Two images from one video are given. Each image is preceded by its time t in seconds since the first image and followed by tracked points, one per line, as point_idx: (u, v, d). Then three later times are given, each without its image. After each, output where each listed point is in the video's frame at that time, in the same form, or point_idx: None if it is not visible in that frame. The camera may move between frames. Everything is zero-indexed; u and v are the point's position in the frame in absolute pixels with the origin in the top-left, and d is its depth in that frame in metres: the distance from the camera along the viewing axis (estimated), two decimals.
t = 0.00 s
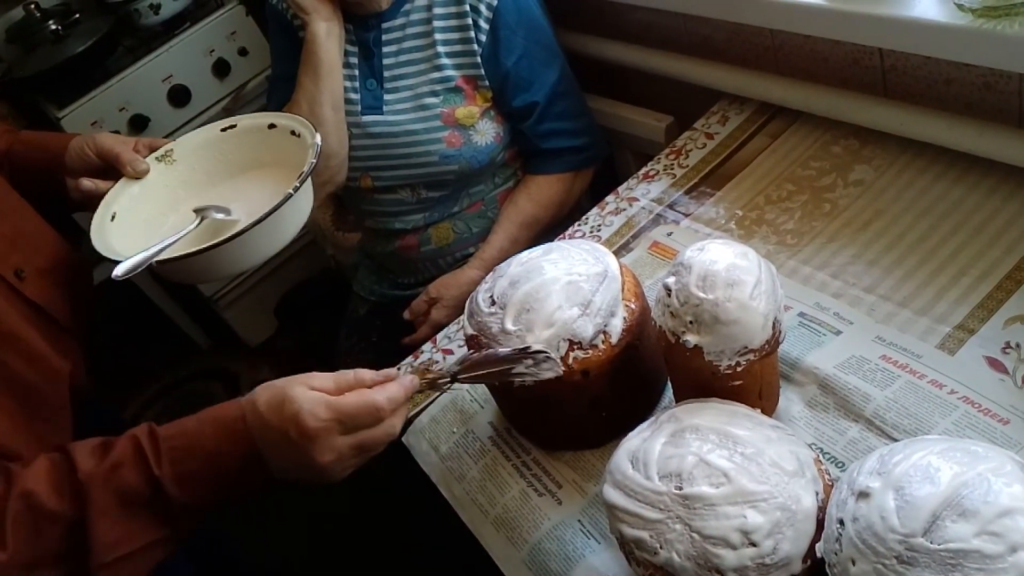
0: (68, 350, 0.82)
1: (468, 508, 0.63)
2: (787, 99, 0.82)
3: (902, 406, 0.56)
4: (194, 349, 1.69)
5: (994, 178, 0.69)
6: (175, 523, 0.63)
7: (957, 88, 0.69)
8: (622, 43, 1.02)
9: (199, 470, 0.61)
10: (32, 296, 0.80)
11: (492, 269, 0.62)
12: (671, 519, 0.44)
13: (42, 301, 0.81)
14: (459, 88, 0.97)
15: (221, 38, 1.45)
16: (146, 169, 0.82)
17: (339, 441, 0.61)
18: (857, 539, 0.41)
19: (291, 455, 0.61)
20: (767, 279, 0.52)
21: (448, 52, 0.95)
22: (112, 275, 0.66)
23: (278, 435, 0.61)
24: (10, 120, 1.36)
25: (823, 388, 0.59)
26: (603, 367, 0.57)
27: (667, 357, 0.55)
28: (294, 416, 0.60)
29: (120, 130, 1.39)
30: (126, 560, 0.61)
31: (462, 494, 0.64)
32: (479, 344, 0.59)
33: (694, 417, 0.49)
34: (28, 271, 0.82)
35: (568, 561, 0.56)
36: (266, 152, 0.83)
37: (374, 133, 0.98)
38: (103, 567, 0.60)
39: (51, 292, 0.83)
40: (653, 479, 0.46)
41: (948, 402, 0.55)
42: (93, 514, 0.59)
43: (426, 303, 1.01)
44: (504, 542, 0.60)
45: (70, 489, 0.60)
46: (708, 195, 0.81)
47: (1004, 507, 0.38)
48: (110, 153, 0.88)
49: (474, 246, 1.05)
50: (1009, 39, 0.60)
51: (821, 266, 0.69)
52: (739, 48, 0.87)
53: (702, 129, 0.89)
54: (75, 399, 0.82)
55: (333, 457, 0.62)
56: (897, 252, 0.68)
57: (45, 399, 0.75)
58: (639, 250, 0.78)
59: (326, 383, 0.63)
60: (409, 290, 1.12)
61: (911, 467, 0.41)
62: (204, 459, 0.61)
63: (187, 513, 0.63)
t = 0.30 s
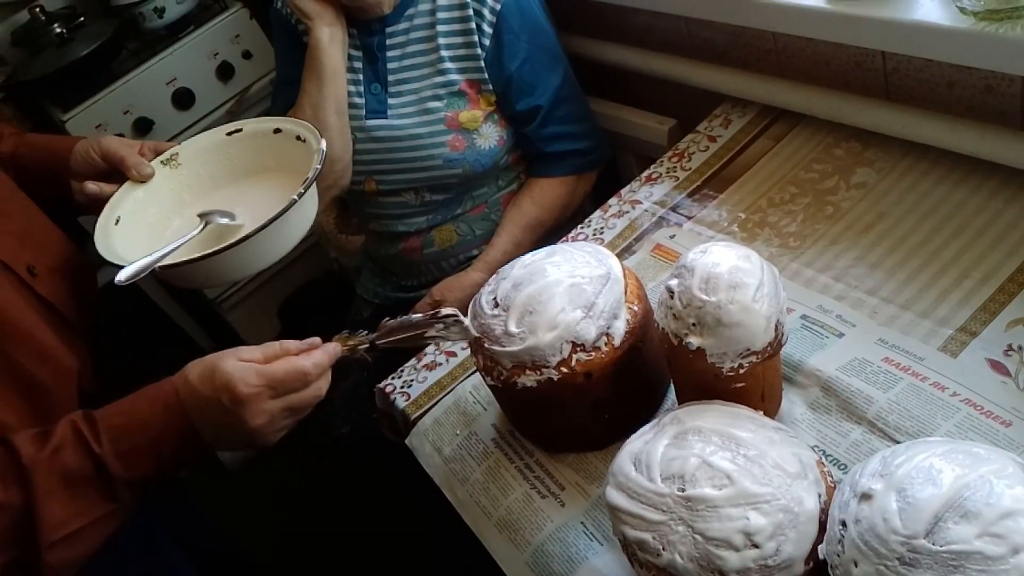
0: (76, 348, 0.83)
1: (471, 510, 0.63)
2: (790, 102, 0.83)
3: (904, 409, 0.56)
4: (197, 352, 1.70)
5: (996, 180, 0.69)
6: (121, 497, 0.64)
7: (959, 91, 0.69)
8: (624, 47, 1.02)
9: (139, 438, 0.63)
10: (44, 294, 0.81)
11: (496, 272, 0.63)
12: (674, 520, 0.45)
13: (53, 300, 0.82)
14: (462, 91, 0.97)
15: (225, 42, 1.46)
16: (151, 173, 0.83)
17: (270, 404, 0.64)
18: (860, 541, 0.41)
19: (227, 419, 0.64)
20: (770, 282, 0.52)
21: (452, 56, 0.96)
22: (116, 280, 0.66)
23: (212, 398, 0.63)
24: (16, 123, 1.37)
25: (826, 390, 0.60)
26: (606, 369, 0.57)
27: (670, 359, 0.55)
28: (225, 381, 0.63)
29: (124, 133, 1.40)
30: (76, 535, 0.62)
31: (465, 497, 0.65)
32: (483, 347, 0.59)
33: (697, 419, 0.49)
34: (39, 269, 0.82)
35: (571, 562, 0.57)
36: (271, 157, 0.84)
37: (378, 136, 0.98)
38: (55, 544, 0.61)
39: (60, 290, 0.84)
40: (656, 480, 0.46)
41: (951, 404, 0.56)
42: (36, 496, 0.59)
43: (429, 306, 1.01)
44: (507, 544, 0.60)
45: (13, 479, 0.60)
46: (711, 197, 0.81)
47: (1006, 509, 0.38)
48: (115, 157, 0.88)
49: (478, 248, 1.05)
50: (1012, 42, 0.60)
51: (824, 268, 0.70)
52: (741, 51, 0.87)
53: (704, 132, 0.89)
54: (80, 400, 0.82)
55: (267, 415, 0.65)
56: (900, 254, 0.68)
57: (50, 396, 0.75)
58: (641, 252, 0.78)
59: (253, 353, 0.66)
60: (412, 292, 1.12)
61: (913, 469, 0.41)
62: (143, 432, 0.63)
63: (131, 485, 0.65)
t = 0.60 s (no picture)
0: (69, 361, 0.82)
1: (469, 513, 0.63)
2: (787, 105, 0.83)
3: (901, 411, 0.56)
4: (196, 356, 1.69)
5: (992, 182, 0.70)
6: (184, 491, 0.58)
7: (955, 94, 0.69)
8: (621, 50, 1.02)
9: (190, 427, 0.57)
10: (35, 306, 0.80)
11: (493, 275, 0.63)
12: (671, 523, 0.45)
13: (45, 312, 0.81)
14: (459, 96, 0.97)
15: (223, 45, 1.46)
16: (159, 174, 0.83)
17: (343, 366, 0.58)
18: (857, 543, 0.41)
19: (286, 393, 0.57)
20: (767, 284, 0.52)
21: (448, 61, 0.96)
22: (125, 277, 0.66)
23: (274, 374, 0.57)
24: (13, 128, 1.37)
25: (823, 392, 0.60)
26: (604, 372, 0.57)
27: (667, 362, 0.55)
28: (295, 345, 0.57)
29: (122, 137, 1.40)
30: (131, 531, 0.56)
31: (464, 500, 0.65)
32: (481, 352, 0.59)
33: (695, 421, 0.49)
34: (30, 281, 0.82)
35: (568, 566, 0.57)
36: (278, 156, 0.84)
37: (375, 141, 0.98)
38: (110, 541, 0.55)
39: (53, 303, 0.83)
40: (653, 483, 0.46)
41: (948, 405, 0.56)
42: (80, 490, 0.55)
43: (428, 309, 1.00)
44: (505, 548, 0.60)
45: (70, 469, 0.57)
46: (708, 200, 0.81)
47: (1003, 511, 0.38)
48: (121, 158, 0.88)
49: (476, 251, 1.05)
50: (1006, 45, 0.60)
51: (820, 270, 0.70)
52: (737, 55, 0.87)
53: (702, 135, 0.89)
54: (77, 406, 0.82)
55: (342, 396, 0.58)
56: (897, 256, 0.68)
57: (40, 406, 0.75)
58: (639, 255, 0.78)
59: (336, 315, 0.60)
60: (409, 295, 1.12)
61: (910, 471, 0.41)
62: (199, 415, 0.57)
63: (194, 478, 0.58)
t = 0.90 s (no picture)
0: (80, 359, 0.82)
1: (471, 516, 0.63)
2: (787, 106, 0.83)
3: (902, 412, 0.56)
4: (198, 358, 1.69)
5: (993, 183, 0.70)
6: (177, 445, 0.61)
7: (956, 94, 0.69)
8: (622, 52, 1.02)
9: (181, 381, 0.60)
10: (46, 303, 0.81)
11: (494, 278, 0.63)
12: (673, 525, 0.45)
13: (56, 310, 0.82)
14: (460, 98, 0.97)
15: (224, 48, 1.46)
16: (167, 177, 0.82)
17: (331, 306, 0.63)
18: (859, 545, 0.41)
19: (283, 341, 0.62)
20: (768, 285, 0.52)
21: (448, 64, 0.96)
22: (151, 259, 0.68)
23: (265, 326, 0.62)
24: (15, 131, 1.37)
25: (825, 394, 0.60)
26: (605, 374, 0.57)
27: (669, 364, 0.55)
28: (284, 290, 0.63)
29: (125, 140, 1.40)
30: (128, 481, 0.59)
31: (465, 502, 0.65)
32: (482, 354, 0.59)
33: (696, 423, 0.49)
34: (44, 280, 0.83)
35: (570, 567, 0.57)
36: (285, 151, 0.84)
37: (376, 145, 0.99)
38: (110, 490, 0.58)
39: (63, 303, 0.84)
40: (655, 485, 0.46)
41: (949, 407, 0.56)
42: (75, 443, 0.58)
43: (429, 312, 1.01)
44: (507, 550, 0.60)
45: (63, 427, 0.59)
46: (709, 201, 0.81)
47: (1005, 512, 0.38)
48: (129, 165, 0.89)
49: (477, 252, 1.05)
50: (1006, 45, 0.60)
51: (822, 271, 0.70)
52: (738, 56, 0.87)
53: (703, 136, 0.89)
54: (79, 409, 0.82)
55: (331, 343, 0.63)
56: (898, 257, 0.68)
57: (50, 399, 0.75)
58: (640, 256, 0.78)
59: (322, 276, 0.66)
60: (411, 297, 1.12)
61: (912, 472, 0.41)
62: (190, 370, 0.60)
63: (189, 433, 0.61)
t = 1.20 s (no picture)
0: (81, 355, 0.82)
1: (471, 518, 0.63)
2: (787, 109, 0.83)
3: (902, 414, 0.56)
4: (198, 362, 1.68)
5: (993, 185, 0.70)
6: (173, 425, 0.58)
7: (956, 97, 0.70)
8: (623, 55, 1.02)
9: (180, 359, 0.59)
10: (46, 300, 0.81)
11: (495, 281, 0.63)
12: (674, 528, 0.45)
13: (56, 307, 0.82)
14: (460, 102, 0.97)
15: (225, 51, 1.46)
16: (154, 190, 0.82)
17: (315, 274, 0.62)
18: (859, 548, 0.41)
19: (272, 311, 0.60)
20: (768, 288, 0.52)
21: (448, 67, 0.96)
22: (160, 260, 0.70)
23: (255, 305, 0.61)
24: (16, 135, 1.35)
25: (825, 397, 0.60)
26: (606, 377, 0.57)
27: (669, 367, 0.55)
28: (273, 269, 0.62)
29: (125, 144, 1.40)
30: (120, 454, 0.57)
31: (466, 506, 0.65)
32: (482, 357, 0.60)
33: (696, 426, 0.49)
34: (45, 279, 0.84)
35: (571, 571, 0.57)
36: (270, 157, 0.85)
37: (377, 148, 0.99)
38: (101, 458, 0.56)
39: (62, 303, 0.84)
40: (655, 488, 0.46)
41: (949, 409, 0.56)
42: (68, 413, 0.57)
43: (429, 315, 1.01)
44: (508, 553, 0.60)
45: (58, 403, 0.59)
46: (710, 204, 0.81)
47: (1006, 515, 0.38)
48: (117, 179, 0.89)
49: (477, 255, 1.05)
50: (1005, 47, 0.60)
51: (822, 274, 0.70)
52: (738, 59, 0.87)
53: (703, 139, 0.89)
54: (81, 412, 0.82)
55: (320, 308, 0.60)
56: (898, 259, 0.68)
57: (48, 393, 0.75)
58: (640, 259, 0.78)
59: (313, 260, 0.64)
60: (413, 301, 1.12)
61: (912, 475, 0.42)
62: (189, 350, 0.59)
63: (186, 415, 0.59)
